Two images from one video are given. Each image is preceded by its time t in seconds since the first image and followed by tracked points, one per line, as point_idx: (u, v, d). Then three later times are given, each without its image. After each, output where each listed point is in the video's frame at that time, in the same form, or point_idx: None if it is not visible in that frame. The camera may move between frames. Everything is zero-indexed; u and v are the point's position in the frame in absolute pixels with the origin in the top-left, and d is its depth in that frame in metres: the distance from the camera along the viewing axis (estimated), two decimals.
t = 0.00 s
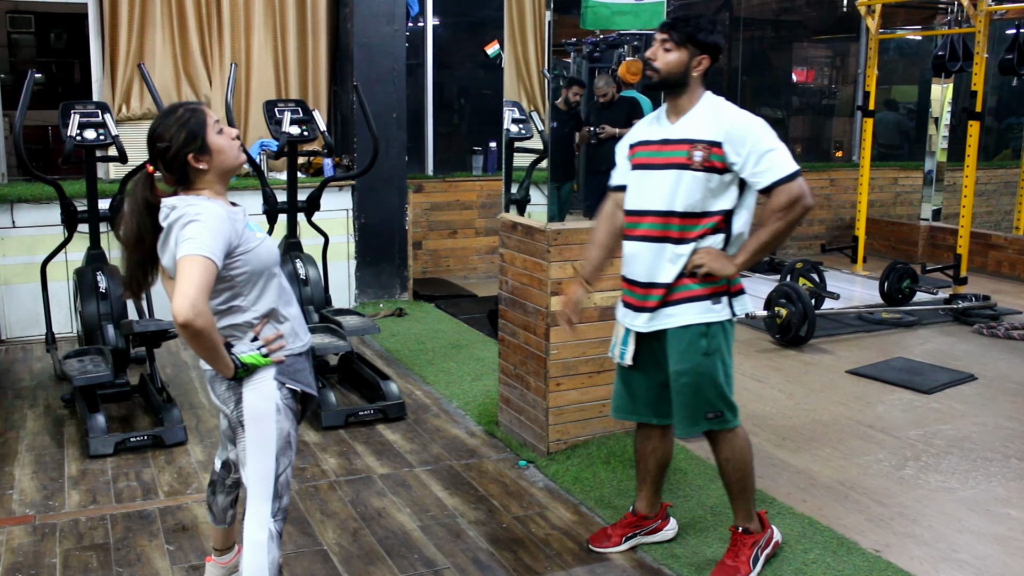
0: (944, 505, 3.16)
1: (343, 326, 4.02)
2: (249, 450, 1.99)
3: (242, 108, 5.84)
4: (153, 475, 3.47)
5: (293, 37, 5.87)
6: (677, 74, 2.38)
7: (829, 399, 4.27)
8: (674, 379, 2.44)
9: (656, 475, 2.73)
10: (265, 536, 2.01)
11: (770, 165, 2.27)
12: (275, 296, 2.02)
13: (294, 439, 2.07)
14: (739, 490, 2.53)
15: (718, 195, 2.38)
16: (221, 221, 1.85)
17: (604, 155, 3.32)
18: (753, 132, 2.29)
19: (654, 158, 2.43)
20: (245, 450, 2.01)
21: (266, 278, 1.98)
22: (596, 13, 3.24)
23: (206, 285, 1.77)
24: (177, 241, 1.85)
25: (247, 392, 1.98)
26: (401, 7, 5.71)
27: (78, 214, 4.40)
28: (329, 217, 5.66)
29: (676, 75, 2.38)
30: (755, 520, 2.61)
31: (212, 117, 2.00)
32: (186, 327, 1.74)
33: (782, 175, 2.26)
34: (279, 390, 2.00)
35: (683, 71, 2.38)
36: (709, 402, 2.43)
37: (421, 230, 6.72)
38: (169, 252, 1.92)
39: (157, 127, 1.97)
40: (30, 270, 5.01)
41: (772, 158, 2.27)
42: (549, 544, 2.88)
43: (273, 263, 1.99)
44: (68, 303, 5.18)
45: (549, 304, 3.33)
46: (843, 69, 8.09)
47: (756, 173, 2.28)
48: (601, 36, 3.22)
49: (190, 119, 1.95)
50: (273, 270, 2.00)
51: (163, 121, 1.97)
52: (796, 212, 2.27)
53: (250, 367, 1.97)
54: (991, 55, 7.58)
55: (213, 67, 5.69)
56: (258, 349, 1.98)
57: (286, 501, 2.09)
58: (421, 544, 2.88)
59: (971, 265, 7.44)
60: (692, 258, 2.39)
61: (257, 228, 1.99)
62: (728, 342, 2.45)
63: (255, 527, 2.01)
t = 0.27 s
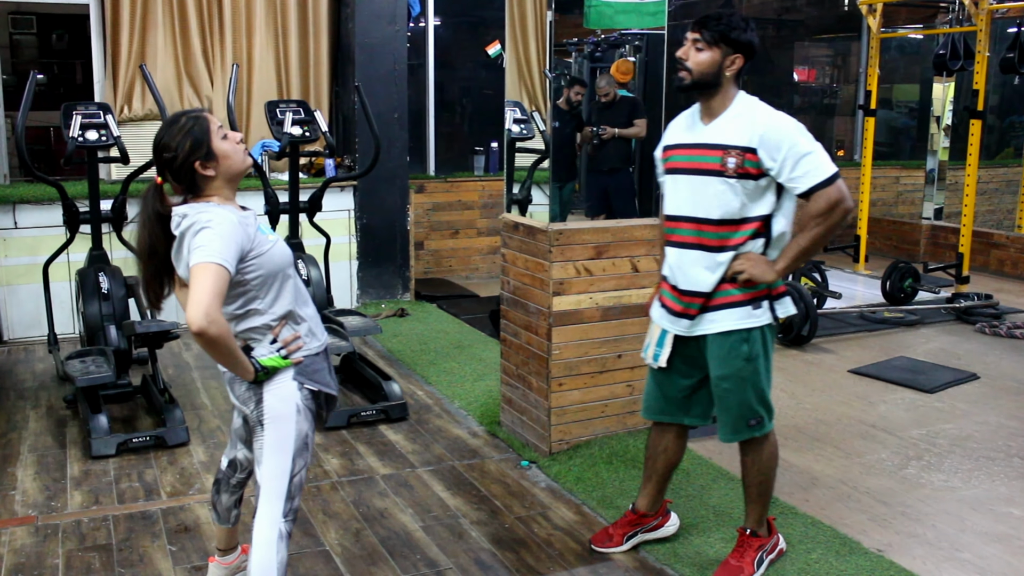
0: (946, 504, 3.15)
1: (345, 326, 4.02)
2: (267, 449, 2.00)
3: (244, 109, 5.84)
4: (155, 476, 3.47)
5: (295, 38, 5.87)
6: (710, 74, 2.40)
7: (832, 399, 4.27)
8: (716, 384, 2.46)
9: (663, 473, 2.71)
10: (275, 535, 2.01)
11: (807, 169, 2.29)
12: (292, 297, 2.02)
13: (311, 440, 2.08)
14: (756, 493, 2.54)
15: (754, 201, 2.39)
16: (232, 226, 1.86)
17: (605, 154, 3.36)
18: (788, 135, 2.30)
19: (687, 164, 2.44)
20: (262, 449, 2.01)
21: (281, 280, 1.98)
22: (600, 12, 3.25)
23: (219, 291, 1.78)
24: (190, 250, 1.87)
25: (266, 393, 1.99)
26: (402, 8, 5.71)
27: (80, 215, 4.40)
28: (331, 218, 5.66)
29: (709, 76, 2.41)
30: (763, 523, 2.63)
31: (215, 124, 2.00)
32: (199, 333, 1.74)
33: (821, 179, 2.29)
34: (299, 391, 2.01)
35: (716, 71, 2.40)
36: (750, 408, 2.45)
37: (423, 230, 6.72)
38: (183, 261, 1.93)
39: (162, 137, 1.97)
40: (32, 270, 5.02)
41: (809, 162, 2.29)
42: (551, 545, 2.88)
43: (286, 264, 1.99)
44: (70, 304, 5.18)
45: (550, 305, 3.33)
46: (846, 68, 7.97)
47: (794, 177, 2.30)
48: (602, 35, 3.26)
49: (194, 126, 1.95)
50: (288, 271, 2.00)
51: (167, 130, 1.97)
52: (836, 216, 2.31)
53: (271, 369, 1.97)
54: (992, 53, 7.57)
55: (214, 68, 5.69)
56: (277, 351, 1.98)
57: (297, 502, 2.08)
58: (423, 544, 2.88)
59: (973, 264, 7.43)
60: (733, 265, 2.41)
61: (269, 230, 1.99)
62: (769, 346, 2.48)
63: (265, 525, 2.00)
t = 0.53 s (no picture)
0: (949, 505, 3.15)
1: (348, 326, 4.02)
2: (285, 448, 2.00)
3: (246, 110, 5.84)
4: (157, 476, 3.47)
5: (297, 38, 5.88)
6: (736, 75, 2.47)
7: (834, 400, 4.27)
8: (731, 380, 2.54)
9: (692, 462, 2.80)
10: (290, 533, 2.00)
11: (825, 172, 2.35)
12: (303, 296, 2.02)
13: (327, 440, 2.09)
14: (763, 496, 2.59)
15: (776, 203, 2.47)
16: (241, 229, 1.86)
17: (607, 155, 3.37)
18: (808, 139, 2.36)
19: (713, 164, 2.54)
20: (280, 448, 2.01)
21: (292, 280, 1.99)
22: (605, 11, 3.25)
23: (236, 295, 1.79)
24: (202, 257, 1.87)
25: (285, 394, 1.99)
26: (405, 8, 5.72)
27: (83, 215, 4.40)
28: (332, 219, 5.63)
29: (735, 77, 2.48)
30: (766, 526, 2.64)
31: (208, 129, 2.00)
32: (220, 339, 1.75)
33: (838, 182, 2.34)
34: (316, 390, 2.02)
35: (743, 73, 2.47)
36: (763, 408, 2.52)
37: (425, 231, 6.72)
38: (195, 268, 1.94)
39: (161, 150, 1.93)
40: (35, 271, 5.02)
41: (826, 166, 2.35)
42: (553, 545, 2.88)
43: (296, 264, 2.00)
44: (72, 304, 5.19)
45: (553, 305, 3.33)
46: (848, 69, 8.04)
47: (812, 180, 2.36)
48: (604, 36, 3.26)
49: (196, 130, 1.95)
50: (298, 271, 2.00)
51: (165, 142, 1.94)
52: (853, 219, 2.36)
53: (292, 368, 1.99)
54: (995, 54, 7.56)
55: (217, 68, 5.70)
56: (295, 352, 1.99)
57: (314, 501, 2.08)
58: (425, 545, 2.88)
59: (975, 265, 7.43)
60: (752, 267, 2.50)
61: (276, 230, 1.99)
62: (784, 350, 2.56)
63: (282, 524, 2.00)
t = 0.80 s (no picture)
0: (951, 506, 3.15)
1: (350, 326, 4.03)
2: (290, 449, 2.01)
3: (249, 110, 5.85)
4: (159, 476, 3.47)
5: (299, 38, 5.88)
6: (751, 71, 2.49)
7: (836, 401, 4.27)
8: (732, 377, 2.57)
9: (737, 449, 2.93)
10: (297, 533, 2.01)
11: (832, 169, 2.37)
12: (306, 298, 2.02)
13: (333, 440, 2.09)
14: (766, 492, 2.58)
15: (783, 198, 2.50)
16: (241, 233, 1.86)
17: (611, 156, 3.36)
18: (818, 136, 2.39)
19: (722, 159, 2.56)
20: (286, 448, 2.02)
21: (295, 282, 1.99)
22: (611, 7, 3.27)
23: (239, 301, 1.78)
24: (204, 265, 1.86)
25: (290, 395, 2.00)
26: (407, 9, 5.72)
27: (85, 214, 4.41)
28: (335, 219, 5.68)
29: (750, 72, 2.50)
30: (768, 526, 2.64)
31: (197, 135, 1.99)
32: (225, 347, 1.75)
33: (844, 180, 2.35)
34: (321, 391, 2.03)
35: (757, 69, 2.49)
36: (764, 405, 2.53)
37: (427, 231, 6.72)
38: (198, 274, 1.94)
39: (156, 165, 1.93)
40: (37, 271, 5.03)
41: (834, 163, 2.36)
42: (555, 546, 2.88)
43: (298, 265, 1.99)
44: (75, 304, 5.19)
45: (554, 306, 3.33)
46: (850, 70, 7.96)
47: (818, 176, 2.38)
48: (607, 37, 3.28)
49: (186, 138, 1.94)
50: (301, 272, 2.00)
51: (158, 156, 1.93)
52: (856, 218, 2.37)
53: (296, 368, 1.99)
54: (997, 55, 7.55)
55: (220, 69, 5.71)
56: (299, 354, 1.99)
57: (320, 501, 2.09)
58: (427, 545, 2.88)
59: (978, 266, 7.43)
60: (753, 262, 2.52)
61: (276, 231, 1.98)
62: (786, 348, 2.57)
63: (288, 524, 2.01)
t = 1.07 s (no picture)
0: (954, 509, 3.15)
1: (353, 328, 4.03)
2: (298, 449, 2.02)
3: (253, 112, 5.86)
4: (162, 476, 3.48)
5: (303, 40, 5.89)
6: (748, 74, 2.50)
7: (839, 403, 4.26)
8: (727, 369, 2.58)
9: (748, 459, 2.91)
10: (304, 535, 2.01)
11: (824, 165, 2.37)
12: (308, 298, 2.02)
13: (340, 441, 2.09)
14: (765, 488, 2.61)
15: (778, 194, 2.50)
16: (233, 243, 1.84)
17: (614, 158, 3.38)
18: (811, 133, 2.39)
19: (719, 157, 2.57)
20: (293, 450, 2.03)
21: (296, 285, 1.98)
22: (616, 7, 3.27)
23: (236, 312, 1.76)
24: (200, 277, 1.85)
25: (297, 397, 2.01)
26: (411, 11, 5.73)
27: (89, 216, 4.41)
28: (338, 221, 5.69)
29: (747, 75, 2.51)
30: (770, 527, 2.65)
31: (168, 159, 1.95)
32: (223, 358, 1.73)
33: (836, 176, 2.35)
34: (328, 392, 2.03)
35: (755, 71, 2.50)
36: (759, 399, 2.56)
37: (431, 233, 6.73)
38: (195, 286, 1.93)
39: (134, 203, 1.92)
40: (41, 271, 5.04)
41: (826, 159, 2.36)
42: (558, 547, 2.88)
43: (297, 266, 1.98)
44: (79, 305, 5.20)
45: (558, 308, 3.33)
46: (853, 73, 8.06)
47: (811, 172, 2.38)
48: (610, 38, 3.27)
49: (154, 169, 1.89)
50: (301, 274, 1.99)
51: (135, 194, 1.92)
52: (847, 212, 2.36)
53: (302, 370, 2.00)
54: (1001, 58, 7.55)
55: (224, 71, 5.72)
56: (304, 356, 2.00)
57: (327, 503, 2.09)
58: (430, 546, 2.88)
59: (981, 269, 7.42)
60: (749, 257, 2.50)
61: (272, 234, 1.96)
62: (784, 339, 2.57)
63: (296, 525, 2.01)
